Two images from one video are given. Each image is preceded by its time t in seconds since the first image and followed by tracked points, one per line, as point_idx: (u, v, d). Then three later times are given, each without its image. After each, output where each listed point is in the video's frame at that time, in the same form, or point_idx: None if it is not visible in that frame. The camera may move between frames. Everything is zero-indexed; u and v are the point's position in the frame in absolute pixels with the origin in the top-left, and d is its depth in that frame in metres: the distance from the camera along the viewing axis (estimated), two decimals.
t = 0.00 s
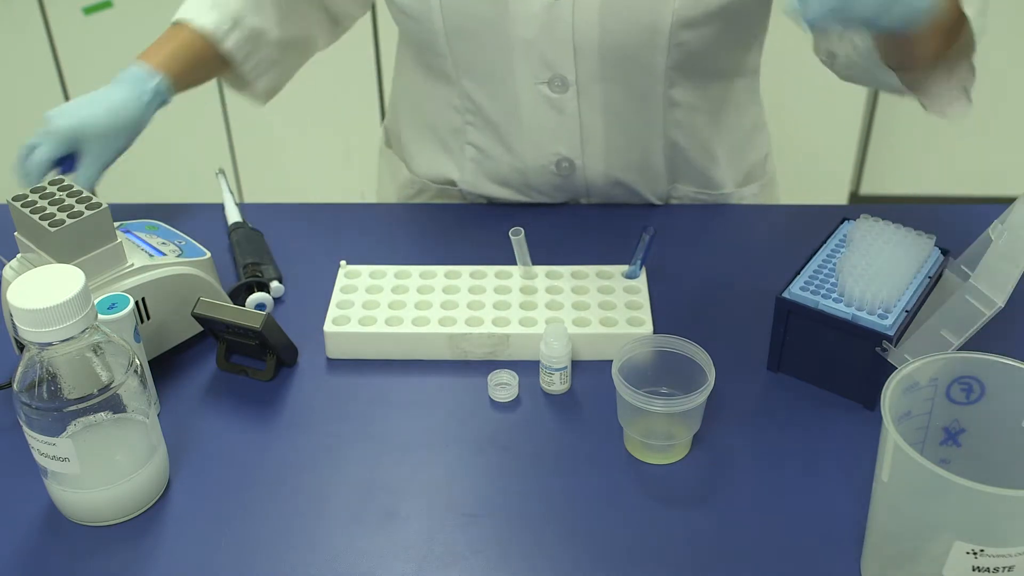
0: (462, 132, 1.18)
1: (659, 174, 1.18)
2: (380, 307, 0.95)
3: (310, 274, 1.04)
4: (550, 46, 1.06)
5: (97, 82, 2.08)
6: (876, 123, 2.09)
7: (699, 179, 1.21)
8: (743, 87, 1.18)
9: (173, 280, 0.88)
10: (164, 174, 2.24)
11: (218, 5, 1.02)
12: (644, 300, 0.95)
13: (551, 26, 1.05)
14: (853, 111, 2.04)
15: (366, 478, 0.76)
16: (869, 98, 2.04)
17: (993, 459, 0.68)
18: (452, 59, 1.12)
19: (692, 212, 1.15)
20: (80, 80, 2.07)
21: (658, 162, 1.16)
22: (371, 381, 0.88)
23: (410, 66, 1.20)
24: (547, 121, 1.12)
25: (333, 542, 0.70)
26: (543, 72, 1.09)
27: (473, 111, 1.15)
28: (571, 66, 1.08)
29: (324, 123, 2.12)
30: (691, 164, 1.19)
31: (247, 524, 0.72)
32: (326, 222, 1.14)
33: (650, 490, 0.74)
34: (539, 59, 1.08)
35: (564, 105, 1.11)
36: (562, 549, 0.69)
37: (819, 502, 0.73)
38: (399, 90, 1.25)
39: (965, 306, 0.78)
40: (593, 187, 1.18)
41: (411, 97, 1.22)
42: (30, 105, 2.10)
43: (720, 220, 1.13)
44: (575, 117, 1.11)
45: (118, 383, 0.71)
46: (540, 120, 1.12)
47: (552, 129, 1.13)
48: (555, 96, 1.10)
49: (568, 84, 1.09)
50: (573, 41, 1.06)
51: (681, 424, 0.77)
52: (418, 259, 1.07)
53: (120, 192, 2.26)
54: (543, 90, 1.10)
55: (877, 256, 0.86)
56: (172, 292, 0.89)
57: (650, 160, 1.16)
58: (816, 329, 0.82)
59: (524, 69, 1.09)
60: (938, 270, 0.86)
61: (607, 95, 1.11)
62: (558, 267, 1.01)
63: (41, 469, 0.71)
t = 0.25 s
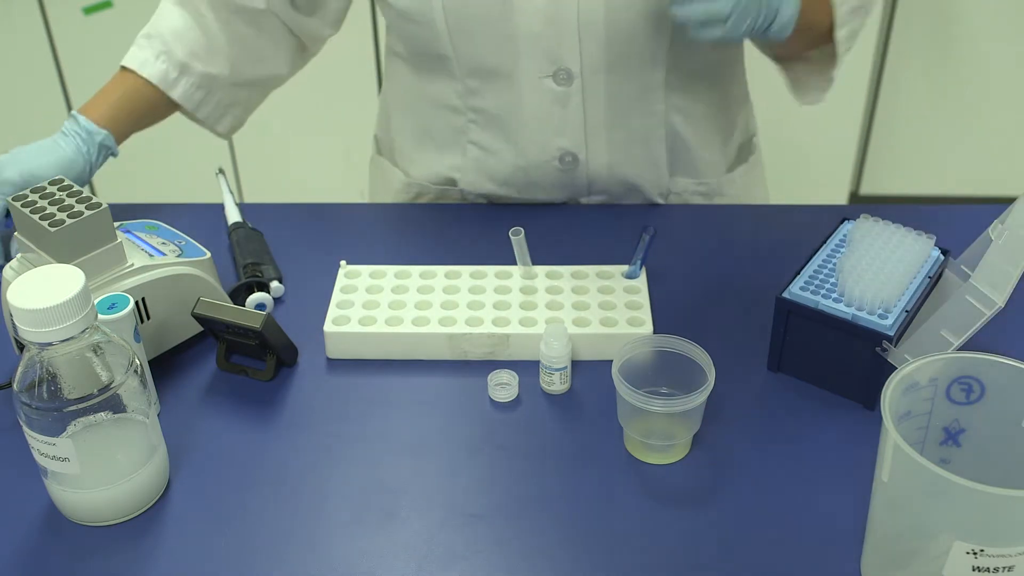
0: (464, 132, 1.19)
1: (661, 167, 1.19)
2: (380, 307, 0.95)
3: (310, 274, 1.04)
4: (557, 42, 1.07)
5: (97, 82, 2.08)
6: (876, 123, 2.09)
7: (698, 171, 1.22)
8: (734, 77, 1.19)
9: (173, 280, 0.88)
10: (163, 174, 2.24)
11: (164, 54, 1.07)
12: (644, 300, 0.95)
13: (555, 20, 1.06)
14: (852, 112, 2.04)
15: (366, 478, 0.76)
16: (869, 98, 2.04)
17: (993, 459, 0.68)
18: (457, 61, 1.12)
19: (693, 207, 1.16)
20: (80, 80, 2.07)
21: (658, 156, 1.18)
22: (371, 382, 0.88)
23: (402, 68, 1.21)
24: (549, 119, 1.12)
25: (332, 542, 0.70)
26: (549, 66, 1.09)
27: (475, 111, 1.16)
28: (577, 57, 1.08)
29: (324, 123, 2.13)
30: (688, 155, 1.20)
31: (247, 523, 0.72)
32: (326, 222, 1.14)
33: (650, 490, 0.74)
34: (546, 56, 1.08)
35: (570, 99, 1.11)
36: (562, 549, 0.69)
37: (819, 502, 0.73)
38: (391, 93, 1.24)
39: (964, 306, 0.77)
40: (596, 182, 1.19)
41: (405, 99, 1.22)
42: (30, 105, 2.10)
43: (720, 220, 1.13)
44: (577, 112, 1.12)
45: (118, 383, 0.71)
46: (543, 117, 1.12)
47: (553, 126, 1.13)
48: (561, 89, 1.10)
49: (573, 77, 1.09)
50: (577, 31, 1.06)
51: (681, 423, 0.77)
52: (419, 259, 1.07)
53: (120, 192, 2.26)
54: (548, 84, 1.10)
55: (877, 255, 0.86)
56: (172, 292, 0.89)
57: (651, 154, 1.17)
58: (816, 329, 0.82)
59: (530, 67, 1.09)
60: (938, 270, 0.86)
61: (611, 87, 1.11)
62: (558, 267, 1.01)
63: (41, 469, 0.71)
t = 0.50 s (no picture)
0: (454, 125, 1.18)
1: (652, 160, 1.20)
2: (380, 307, 0.95)
3: (310, 274, 1.04)
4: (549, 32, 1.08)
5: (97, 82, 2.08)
6: (876, 123, 2.09)
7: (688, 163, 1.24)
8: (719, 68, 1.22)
9: (173, 280, 0.88)
10: (163, 174, 2.24)
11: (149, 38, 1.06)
12: (644, 300, 0.95)
13: (546, 8, 1.07)
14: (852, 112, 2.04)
15: (366, 477, 0.76)
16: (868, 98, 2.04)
17: (993, 458, 0.68)
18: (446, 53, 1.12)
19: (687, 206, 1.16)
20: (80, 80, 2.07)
21: (648, 148, 1.19)
22: (371, 381, 0.88)
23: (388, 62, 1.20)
24: (540, 112, 1.13)
25: (332, 542, 0.70)
26: (537, 55, 1.10)
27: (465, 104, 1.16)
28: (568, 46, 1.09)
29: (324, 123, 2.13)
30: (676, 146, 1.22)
31: (248, 523, 0.72)
32: (326, 222, 1.14)
33: (650, 490, 0.74)
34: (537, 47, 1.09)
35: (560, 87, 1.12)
36: (562, 549, 0.69)
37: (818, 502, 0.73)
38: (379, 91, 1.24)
39: (964, 306, 0.77)
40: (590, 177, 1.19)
41: (390, 94, 1.21)
42: (30, 105, 2.10)
43: (720, 220, 1.13)
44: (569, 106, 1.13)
45: (118, 383, 0.71)
46: (541, 113, 1.13)
47: (548, 123, 1.13)
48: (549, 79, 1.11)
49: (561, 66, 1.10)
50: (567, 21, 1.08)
51: (681, 423, 0.77)
52: (419, 259, 1.07)
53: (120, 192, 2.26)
54: (536, 73, 1.11)
55: (877, 256, 0.86)
56: (172, 292, 0.89)
57: (643, 145, 1.18)
58: (816, 329, 0.82)
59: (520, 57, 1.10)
60: (938, 270, 0.86)
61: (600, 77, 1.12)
62: (558, 267, 1.01)
63: (41, 469, 0.71)
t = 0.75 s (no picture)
0: (442, 119, 1.21)
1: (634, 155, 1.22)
2: (380, 307, 0.95)
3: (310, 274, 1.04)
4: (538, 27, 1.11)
5: (97, 82, 2.08)
6: (876, 123, 2.09)
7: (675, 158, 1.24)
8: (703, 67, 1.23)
9: (173, 280, 0.88)
10: (163, 174, 2.24)
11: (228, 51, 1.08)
12: (644, 300, 0.95)
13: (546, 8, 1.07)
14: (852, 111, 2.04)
15: (365, 477, 0.76)
16: (868, 97, 2.04)
17: (992, 459, 0.68)
18: (429, 46, 1.14)
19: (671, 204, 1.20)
20: (81, 80, 2.07)
21: (632, 141, 1.22)
22: (371, 381, 0.88)
23: (378, 53, 1.22)
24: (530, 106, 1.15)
25: (332, 542, 0.70)
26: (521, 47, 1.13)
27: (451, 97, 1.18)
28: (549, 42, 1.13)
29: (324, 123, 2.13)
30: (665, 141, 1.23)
31: (248, 523, 0.72)
32: (325, 222, 1.14)
33: (649, 490, 0.74)
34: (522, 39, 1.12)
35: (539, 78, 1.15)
36: (563, 549, 0.69)
37: (818, 502, 0.73)
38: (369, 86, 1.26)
39: (966, 307, 0.77)
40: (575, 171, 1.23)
41: (379, 86, 1.23)
42: (30, 105, 2.10)
43: (719, 220, 1.13)
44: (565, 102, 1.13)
45: (118, 383, 0.71)
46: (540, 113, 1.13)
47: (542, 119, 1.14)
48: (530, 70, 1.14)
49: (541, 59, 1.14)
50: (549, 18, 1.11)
51: (681, 423, 0.77)
52: (419, 258, 1.07)
53: (120, 192, 2.26)
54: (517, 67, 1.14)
55: (877, 256, 0.86)
56: (172, 292, 0.89)
57: (627, 137, 1.21)
58: (816, 329, 0.82)
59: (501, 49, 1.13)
60: (938, 270, 0.86)
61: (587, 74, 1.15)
62: (558, 266, 1.01)
63: (41, 469, 0.71)
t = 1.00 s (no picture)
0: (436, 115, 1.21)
1: (626, 153, 1.23)
2: (380, 307, 0.95)
3: (310, 274, 1.04)
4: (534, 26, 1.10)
5: (97, 82, 2.08)
6: (876, 123, 2.09)
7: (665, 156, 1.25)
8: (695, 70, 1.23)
9: (173, 280, 0.88)
10: (163, 174, 2.24)
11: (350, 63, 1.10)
12: (644, 300, 0.95)
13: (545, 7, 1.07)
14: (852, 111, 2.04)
15: (365, 477, 0.76)
16: (868, 97, 2.04)
17: (992, 459, 0.68)
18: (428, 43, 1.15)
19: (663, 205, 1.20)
20: (81, 79, 2.07)
21: (623, 138, 1.22)
22: (370, 381, 0.88)
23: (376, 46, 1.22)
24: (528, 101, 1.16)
25: (332, 543, 0.70)
26: (514, 44, 1.13)
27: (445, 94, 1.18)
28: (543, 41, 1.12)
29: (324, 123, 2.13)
30: (654, 138, 1.24)
31: (248, 523, 0.72)
32: (326, 222, 1.14)
33: (650, 490, 0.74)
34: (515, 37, 1.12)
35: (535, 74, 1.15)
36: (562, 549, 0.69)
37: (818, 502, 0.73)
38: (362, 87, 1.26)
39: (966, 306, 0.77)
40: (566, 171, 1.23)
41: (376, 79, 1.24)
42: (30, 105, 2.10)
43: (719, 220, 1.13)
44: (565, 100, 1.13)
45: (118, 383, 0.71)
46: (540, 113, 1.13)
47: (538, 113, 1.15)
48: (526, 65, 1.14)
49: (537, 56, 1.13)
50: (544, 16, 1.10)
51: (681, 423, 0.77)
52: (419, 258, 1.07)
53: (120, 192, 2.26)
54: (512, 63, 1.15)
55: (877, 256, 0.86)
56: (171, 292, 0.89)
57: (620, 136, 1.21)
58: (816, 329, 0.82)
59: (497, 47, 1.13)
60: (938, 270, 0.86)
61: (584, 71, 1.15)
62: (558, 266, 1.01)
63: (41, 469, 0.71)
